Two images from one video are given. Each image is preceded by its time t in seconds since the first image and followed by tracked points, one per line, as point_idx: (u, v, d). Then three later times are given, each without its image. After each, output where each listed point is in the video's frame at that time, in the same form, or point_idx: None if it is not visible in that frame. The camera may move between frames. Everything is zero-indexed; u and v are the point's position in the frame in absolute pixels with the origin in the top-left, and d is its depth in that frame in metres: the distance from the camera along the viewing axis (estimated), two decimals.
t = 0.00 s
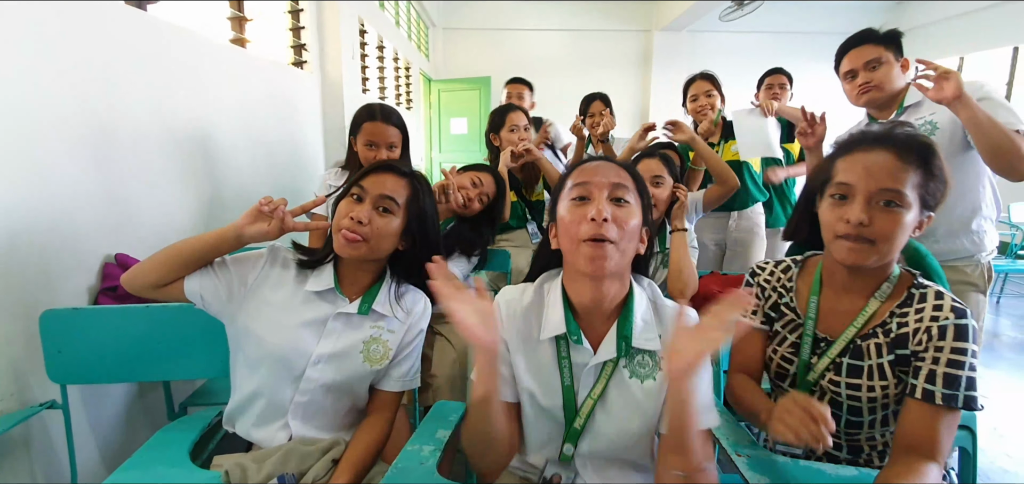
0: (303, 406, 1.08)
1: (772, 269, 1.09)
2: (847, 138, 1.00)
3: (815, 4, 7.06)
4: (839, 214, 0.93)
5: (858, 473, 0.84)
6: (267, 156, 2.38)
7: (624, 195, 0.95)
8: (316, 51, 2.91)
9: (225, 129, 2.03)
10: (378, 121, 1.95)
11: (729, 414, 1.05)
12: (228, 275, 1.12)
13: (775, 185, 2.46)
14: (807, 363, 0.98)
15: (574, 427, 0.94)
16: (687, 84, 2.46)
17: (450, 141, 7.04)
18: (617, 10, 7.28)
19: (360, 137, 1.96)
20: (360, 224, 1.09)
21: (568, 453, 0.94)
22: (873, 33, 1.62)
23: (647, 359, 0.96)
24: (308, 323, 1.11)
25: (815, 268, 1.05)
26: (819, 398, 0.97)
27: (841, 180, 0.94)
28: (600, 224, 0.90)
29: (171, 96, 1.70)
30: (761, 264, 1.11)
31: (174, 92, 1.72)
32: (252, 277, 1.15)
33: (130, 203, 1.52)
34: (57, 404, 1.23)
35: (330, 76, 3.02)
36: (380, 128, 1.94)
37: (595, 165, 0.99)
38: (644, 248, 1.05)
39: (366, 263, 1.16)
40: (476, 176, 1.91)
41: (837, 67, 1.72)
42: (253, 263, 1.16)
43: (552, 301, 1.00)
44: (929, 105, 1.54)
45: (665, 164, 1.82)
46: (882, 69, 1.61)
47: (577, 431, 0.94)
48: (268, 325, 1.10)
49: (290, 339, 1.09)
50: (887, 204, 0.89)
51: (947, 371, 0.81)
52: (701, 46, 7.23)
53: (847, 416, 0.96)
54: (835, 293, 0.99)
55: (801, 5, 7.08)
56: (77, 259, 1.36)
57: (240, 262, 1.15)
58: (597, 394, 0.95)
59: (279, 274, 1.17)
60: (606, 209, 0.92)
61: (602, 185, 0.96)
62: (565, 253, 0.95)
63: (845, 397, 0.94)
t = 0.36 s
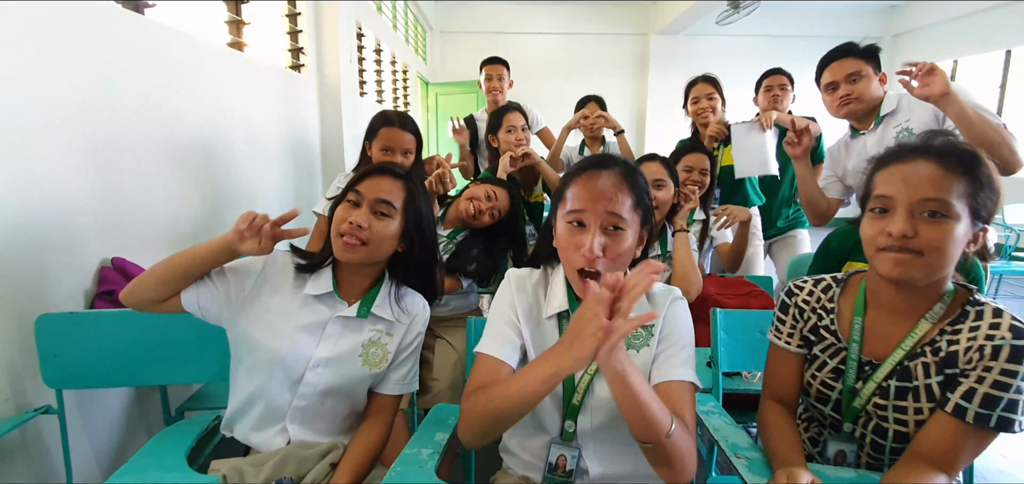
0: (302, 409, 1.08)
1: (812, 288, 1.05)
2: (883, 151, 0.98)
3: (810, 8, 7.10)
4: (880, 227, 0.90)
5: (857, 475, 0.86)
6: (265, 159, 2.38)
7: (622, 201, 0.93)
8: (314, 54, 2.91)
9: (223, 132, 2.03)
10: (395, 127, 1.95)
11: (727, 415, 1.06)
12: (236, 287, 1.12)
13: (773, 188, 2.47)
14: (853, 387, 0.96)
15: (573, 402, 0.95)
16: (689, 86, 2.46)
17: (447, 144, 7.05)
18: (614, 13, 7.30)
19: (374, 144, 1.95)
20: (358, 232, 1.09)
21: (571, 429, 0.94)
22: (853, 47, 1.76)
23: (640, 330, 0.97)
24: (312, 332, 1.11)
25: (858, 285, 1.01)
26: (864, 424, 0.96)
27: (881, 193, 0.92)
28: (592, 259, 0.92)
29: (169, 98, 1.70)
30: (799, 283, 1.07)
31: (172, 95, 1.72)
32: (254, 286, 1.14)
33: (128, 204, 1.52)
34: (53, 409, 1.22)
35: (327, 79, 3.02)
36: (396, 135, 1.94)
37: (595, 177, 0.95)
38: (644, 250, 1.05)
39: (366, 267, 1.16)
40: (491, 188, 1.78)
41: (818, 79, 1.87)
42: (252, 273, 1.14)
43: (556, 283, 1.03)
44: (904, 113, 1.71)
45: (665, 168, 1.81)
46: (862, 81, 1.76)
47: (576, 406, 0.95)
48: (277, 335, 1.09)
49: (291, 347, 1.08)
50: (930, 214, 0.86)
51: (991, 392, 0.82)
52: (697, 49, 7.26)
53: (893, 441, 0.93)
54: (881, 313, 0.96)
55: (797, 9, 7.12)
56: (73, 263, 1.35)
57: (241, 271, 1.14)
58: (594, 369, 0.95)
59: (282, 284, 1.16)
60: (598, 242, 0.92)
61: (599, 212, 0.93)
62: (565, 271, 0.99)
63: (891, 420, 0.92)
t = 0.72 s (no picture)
0: (303, 412, 1.08)
1: (836, 287, 1.05)
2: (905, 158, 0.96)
3: (810, 10, 7.11)
4: (892, 236, 0.90)
5: (855, 477, 0.84)
6: (265, 161, 2.38)
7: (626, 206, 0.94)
8: (313, 56, 2.90)
9: (222, 135, 2.03)
10: (412, 136, 1.95)
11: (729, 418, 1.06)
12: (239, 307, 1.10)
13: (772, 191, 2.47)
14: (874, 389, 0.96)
15: (574, 405, 0.95)
16: (691, 88, 2.47)
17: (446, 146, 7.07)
18: (614, 15, 7.30)
19: (389, 152, 1.95)
20: (364, 231, 1.10)
21: (573, 433, 0.94)
22: (849, 52, 1.75)
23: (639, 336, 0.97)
24: (322, 336, 1.10)
25: (886, 289, 1.00)
26: (881, 426, 0.96)
27: (898, 202, 0.91)
28: (599, 253, 0.91)
29: (169, 101, 1.70)
30: (825, 281, 1.07)
31: (171, 99, 1.71)
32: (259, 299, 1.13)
33: (128, 208, 1.52)
34: (51, 413, 1.22)
35: (326, 81, 3.02)
36: (413, 143, 1.94)
37: (593, 172, 0.95)
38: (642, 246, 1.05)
39: (365, 270, 1.15)
40: (487, 185, 1.79)
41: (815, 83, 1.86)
42: (252, 291, 1.12)
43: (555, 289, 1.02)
44: (903, 115, 1.73)
45: (657, 169, 1.87)
46: (859, 85, 1.76)
47: (578, 409, 0.95)
48: (286, 341, 1.09)
49: (297, 351, 1.08)
50: (937, 224, 0.86)
51: (1015, 397, 0.81)
52: (697, 51, 7.26)
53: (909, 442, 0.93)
54: (905, 315, 0.95)
55: (796, 11, 7.13)
56: (72, 265, 1.35)
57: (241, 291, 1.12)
58: (595, 372, 0.96)
59: (283, 292, 1.14)
60: (604, 235, 0.92)
61: (600, 206, 0.93)
62: (565, 262, 0.98)
63: (909, 424, 0.92)
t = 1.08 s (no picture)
0: (303, 415, 1.07)
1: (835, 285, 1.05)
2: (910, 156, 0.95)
3: (809, 11, 7.11)
4: (891, 234, 0.89)
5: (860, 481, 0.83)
6: (265, 163, 2.38)
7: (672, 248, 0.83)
8: (313, 57, 2.90)
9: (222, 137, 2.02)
10: (415, 141, 1.95)
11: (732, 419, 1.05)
12: (234, 310, 1.09)
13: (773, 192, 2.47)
14: (877, 388, 0.94)
15: (573, 418, 0.94)
16: (692, 89, 2.46)
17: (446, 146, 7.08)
18: (614, 16, 7.30)
19: (392, 157, 1.95)
20: (365, 234, 1.09)
21: (571, 445, 0.93)
22: (851, 55, 1.72)
23: (642, 341, 0.94)
24: (320, 337, 1.09)
25: (886, 287, 0.99)
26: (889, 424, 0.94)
27: (898, 200, 0.90)
28: (599, 209, 0.92)
29: (168, 103, 1.70)
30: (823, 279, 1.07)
31: (170, 101, 1.71)
32: (259, 300, 1.11)
33: (127, 210, 1.52)
34: (49, 416, 1.21)
35: (326, 82, 3.01)
36: (416, 149, 1.94)
37: (591, 164, 0.99)
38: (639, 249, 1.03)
39: (366, 271, 1.15)
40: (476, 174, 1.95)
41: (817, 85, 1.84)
42: (254, 294, 1.11)
43: (548, 291, 0.99)
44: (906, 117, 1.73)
45: (646, 169, 1.86)
46: (862, 87, 1.74)
47: (576, 422, 0.94)
48: (286, 344, 1.08)
49: (298, 358, 1.07)
50: (936, 224, 0.84)
51: None
52: (696, 52, 7.27)
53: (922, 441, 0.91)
54: (910, 315, 0.93)
55: (795, 13, 7.14)
56: (70, 268, 1.34)
57: (238, 296, 1.11)
58: (593, 384, 0.94)
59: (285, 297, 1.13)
60: (604, 196, 0.94)
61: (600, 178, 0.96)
62: (560, 248, 0.96)
63: (923, 424, 0.90)
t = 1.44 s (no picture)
0: (306, 421, 1.05)
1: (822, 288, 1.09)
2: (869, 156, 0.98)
3: (809, 11, 7.11)
4: (864, 235, 0.91)
5: None
6: (265, 164, 2.37)
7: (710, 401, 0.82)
8: (312, 58, 2.89)
9: (222, 138, 2.01)
10: (423, 151, 1.94)
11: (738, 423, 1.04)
12: (230, 311, 1.08)
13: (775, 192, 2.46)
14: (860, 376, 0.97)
15: (575, 432, 0.93)
16: (692, 90, 2.47)
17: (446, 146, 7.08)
18: (613, 17, 7.31)
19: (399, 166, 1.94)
20: (364, 237, 1.08)
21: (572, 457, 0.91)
22: (861, 49, 1.69)
23: (645, 364, 0.93)
24: (320, 341, 1.08)
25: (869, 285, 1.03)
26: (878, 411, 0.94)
27: (865, 199, 0.92)
28: (597, 235, 0.89)
29: (168, 103, 1.69)
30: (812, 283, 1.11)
31: (170, 101, 1.70)
32: (258, 300, 1.11)
33: (127, 212, 1.51)
34: (48, 421, 1.20)
35: (326, 83, 3.01)
36: (423, 159, 1.93)
37: (589, 174, 0.95)
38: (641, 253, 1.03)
39: (365, 274, 1.14)
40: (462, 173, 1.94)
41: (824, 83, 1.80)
42: (252, 295, 1.11)
43: (550, 306, 0.99)
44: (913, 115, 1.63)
45: (642, 170, 1.84)
46: (870, 83, 1.69)
47: (579, 435, 0.93)
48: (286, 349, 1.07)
49: (298, 356, 1.06)
50: (913, 222, 0.87)
51: (1001, 360, 0.79)
52: (696, 52, 7.26)
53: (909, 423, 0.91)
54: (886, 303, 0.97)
55: (795, 13, 7.14)
56: (69, 270, 1.33)
57: (235, 296, 1.10)
58: (597, 402, 0.93)
59: (284, 301, 1.11)
60: (602, 220, 0.90)
61: (597, 195, 0.92)
62: (562, 264, 0.93)
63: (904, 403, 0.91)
